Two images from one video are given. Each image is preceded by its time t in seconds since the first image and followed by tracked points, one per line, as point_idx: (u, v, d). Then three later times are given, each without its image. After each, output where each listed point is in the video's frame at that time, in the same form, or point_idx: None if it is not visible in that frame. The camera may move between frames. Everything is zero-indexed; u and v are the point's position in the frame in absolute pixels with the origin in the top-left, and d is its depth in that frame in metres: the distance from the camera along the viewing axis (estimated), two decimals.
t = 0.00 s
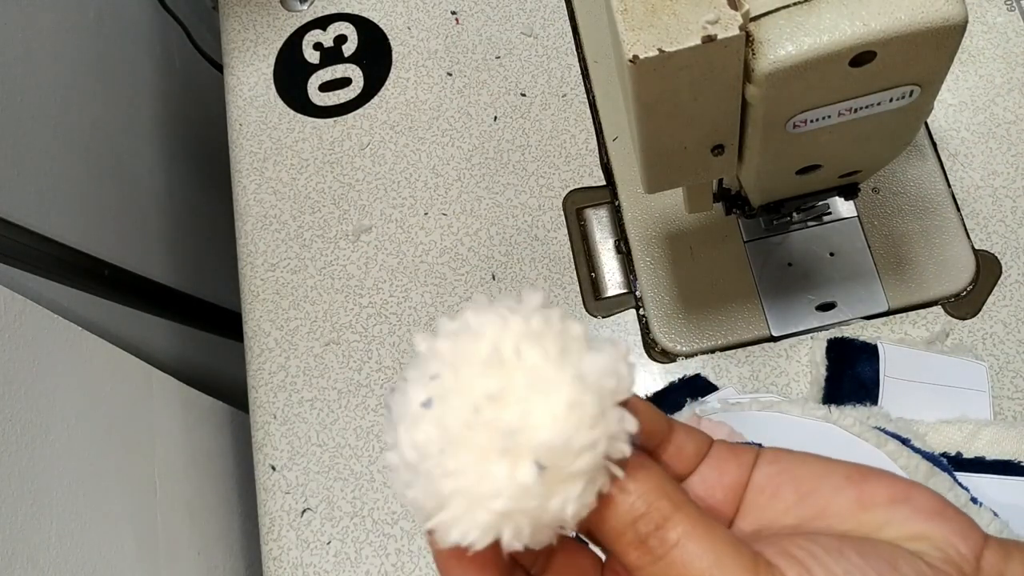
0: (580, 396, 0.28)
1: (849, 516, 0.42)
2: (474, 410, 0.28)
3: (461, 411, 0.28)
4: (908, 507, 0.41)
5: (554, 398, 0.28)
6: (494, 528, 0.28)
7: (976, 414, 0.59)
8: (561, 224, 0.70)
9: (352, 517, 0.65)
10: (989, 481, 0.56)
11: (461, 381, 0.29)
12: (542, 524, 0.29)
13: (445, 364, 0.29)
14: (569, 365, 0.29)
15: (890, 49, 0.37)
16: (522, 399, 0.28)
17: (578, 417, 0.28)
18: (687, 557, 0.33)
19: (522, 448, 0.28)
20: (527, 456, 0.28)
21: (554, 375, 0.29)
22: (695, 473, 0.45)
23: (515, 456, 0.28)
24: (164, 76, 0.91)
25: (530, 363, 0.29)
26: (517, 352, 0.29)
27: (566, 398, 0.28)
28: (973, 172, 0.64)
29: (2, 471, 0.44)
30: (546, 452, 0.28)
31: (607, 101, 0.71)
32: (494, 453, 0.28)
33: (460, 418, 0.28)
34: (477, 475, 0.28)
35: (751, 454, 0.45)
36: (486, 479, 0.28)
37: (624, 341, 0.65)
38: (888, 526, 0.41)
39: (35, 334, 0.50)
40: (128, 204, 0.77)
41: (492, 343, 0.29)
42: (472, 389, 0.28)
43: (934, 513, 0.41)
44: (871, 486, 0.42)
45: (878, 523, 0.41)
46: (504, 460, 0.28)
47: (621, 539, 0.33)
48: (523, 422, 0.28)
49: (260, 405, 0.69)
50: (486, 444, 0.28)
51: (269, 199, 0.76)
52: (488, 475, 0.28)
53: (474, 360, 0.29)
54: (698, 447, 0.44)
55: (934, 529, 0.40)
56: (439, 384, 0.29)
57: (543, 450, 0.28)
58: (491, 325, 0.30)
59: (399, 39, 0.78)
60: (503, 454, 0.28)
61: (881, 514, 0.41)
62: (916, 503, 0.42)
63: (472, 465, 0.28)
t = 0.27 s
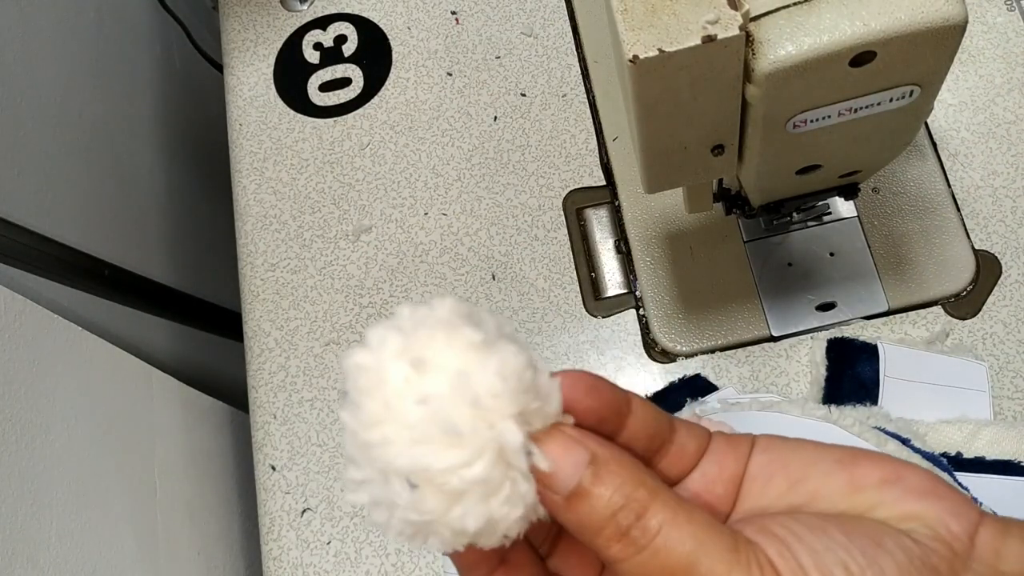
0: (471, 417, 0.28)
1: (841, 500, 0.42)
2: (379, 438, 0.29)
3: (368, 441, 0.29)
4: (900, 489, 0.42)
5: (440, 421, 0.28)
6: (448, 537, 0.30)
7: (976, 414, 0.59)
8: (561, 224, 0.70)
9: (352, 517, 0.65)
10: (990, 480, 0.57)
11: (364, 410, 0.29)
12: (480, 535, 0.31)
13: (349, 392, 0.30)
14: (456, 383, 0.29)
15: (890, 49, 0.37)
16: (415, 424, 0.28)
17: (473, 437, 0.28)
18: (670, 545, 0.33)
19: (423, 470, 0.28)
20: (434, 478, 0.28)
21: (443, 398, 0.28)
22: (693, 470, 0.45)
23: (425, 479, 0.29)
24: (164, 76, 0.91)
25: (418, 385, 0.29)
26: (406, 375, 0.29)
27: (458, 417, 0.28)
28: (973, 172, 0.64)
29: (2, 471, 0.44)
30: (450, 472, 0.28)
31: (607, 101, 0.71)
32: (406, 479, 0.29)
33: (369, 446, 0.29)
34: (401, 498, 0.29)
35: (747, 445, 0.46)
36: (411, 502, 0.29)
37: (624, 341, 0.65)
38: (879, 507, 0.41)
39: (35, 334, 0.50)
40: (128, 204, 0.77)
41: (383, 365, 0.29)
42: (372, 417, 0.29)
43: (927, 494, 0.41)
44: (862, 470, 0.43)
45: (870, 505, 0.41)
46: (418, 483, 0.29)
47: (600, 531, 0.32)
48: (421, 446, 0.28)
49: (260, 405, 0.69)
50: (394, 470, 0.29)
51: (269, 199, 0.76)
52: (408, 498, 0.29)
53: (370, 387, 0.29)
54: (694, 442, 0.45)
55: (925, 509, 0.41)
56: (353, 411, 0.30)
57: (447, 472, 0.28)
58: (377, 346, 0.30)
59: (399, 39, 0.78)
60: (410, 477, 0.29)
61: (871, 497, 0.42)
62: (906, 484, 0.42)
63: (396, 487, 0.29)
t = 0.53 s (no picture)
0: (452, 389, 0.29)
1: (851, 487, 0.42)
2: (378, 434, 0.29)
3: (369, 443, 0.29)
4: (910, 476, 0.42)
5: (426, 397, 0.28)
6: (488, 532, 0.29)
7: (976, 414, 0.59)
8: (561, 224, 0.70)
9: (352, 517, 0.65)
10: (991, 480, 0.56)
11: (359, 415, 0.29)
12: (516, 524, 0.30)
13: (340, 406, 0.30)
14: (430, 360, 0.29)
15: (890, 49, 0.37)
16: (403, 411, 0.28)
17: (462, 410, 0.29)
18: (684, 526, 0.33)
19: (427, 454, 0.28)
20: (443, 458, 0.28)
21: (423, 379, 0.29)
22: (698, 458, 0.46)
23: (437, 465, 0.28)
24: (164, 76, 0.91)
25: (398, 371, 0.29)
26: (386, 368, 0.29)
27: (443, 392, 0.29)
28: (973, 172, 0.64)
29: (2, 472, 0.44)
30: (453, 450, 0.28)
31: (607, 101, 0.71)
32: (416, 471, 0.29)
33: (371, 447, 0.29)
34: (418, 493, 0.29)
35: (754, 434, 0.47)
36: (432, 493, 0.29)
37: (623, 341, 0.65)
38: (889, 494, 0.41)
39: (36, 334, 0.50)
40: (128, 204, 0.77)
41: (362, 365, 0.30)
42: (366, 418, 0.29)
43: (937, 482, 0.41)
44: (871, 458, 0.43)
45: (880, 492, 0.41)
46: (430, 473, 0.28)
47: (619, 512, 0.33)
48: (420, 430, 0.28)
49: (260, 405, 0.69)
50: (403, 464, 0.29)
51: (269, 199, 0.76)
52: (425, 492, 0.29)
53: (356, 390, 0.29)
54: (700, 431, 0.46)
55: (935, 496, 0.41)
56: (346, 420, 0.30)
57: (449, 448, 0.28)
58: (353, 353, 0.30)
59: (399, 39, 0.78)
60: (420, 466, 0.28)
61: (881, 484, 0.42)
62: (916, 472, 0.42)
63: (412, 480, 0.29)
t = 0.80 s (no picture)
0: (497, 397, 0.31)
1: (856, 488, 0.42)
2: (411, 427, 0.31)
3: (399, 431, 0.31)
4: (916, 479, 0.41)
5: (474, 404, 0.30)
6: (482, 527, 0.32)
7: (976, 414, 0.59)
8: (561, 224, 0.70)
9: (352, 517, 0.65)
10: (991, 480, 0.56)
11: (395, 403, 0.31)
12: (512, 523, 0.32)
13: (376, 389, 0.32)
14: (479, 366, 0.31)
15: (890, 48, 0.37)
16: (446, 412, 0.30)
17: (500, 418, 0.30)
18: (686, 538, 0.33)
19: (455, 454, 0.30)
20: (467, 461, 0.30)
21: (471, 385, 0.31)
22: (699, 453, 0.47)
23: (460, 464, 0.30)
24: (164, 76, 0.91)
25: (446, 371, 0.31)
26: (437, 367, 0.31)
27: (487, 399, 0.31)
28: (973, 172, 0.64)
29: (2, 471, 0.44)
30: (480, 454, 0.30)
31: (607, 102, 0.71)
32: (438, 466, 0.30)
33: (399, 435, 0.31)
34: (433, 486, 0.31)
35: (757, 433, 0.47)
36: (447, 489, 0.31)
37: (623, 341, 0.65)
38: (894, 498, 0.40)
39: (36, 334, 0.50)
40: (128, 204, 0.77)
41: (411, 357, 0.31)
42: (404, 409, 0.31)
43: (944, 486, 0.41)
44: (878, 460, 0.42)
45: (886, 495, 0.41)
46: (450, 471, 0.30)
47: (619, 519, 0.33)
48: (455, 432, 0.30)
49: (260, 405, 0.69)
50: (428, 459, 0.30)
51: (269, 199, 0.76)
52: (440, 485, 0.31)
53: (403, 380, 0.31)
54: (700, 427, 0.47)
55: (942, 501, 0.40)
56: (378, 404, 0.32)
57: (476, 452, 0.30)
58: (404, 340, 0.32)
59: (399, 39, 0.78)
60: (444, 463, 0.30)
61: (886, 486, 0.41)
62: (922, 475, 0.41)
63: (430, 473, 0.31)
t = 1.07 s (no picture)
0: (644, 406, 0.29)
1: (873, 494, 0.39)
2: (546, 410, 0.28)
3: (526, 406, 0.28)
4: (933, 491, 0.39)
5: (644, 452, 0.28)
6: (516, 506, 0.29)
7: (976, 414, 0.59)
8: (561, 224, 0.70)
9: (352, 517, 0.65)
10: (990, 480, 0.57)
11: (536, 379, 0.28)
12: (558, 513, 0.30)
13: (500, 356, 0.29)
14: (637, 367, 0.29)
15: (890, 49, 0.37)
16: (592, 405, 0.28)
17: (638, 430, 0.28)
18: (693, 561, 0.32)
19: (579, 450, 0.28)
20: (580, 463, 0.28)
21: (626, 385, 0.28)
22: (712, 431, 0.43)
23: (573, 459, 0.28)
24: (164, 76, 0.91)
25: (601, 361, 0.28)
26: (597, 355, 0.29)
27: (635, 405, 0.28)
28: (973, 172, 0.64)
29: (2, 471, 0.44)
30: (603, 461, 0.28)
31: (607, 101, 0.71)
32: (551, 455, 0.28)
33: (525, 411, 0.28)
34: (532, 471, 0.28)
35: (772, 421, 0.43)
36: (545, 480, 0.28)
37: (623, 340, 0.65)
38: (910, 509, 0.38)
39: (36, 334, 0.50)
40: (128, 204, 0.77)
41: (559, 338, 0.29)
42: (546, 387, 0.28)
43: (962, 501, 0.38)
44: (897, 466, 0.40)
45: (903, 505, 0.39)
46: (561, 464, 0.28)
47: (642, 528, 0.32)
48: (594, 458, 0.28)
49: (260, 405, 0.69)
50: (562, 459, 0.28)
51: (269, 199, 0.76)
52: (542, 472, 0.28)
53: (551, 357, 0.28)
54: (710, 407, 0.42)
55: (959, 516, 0.38)
56: (513, 371, 0.28)
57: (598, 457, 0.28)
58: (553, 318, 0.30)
59: (399, 39, 0.78)
60: (562, 457, 0.28)
61: (904, 496, 0.39)
62: (942, 486, 0.39)
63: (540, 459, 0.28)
